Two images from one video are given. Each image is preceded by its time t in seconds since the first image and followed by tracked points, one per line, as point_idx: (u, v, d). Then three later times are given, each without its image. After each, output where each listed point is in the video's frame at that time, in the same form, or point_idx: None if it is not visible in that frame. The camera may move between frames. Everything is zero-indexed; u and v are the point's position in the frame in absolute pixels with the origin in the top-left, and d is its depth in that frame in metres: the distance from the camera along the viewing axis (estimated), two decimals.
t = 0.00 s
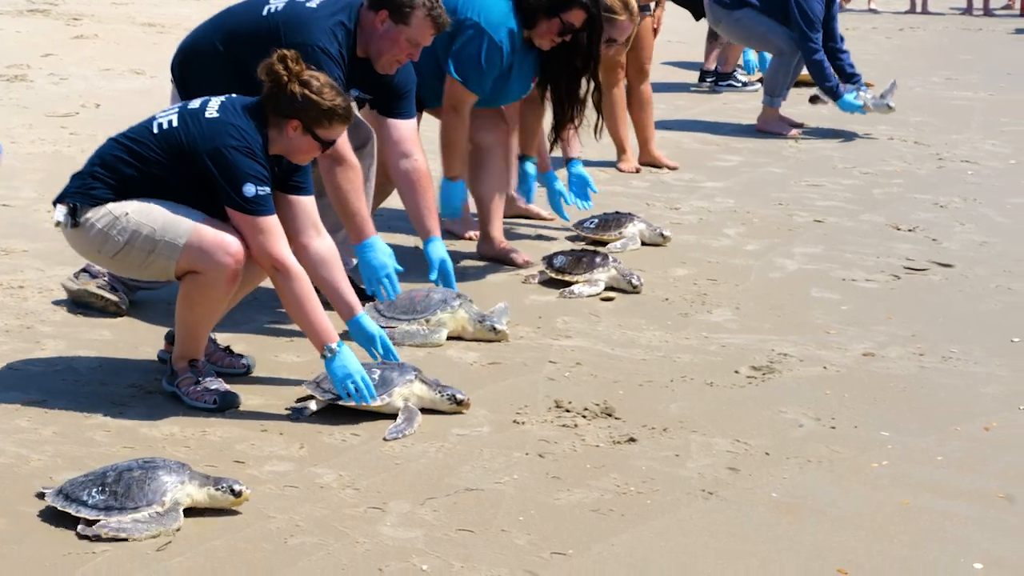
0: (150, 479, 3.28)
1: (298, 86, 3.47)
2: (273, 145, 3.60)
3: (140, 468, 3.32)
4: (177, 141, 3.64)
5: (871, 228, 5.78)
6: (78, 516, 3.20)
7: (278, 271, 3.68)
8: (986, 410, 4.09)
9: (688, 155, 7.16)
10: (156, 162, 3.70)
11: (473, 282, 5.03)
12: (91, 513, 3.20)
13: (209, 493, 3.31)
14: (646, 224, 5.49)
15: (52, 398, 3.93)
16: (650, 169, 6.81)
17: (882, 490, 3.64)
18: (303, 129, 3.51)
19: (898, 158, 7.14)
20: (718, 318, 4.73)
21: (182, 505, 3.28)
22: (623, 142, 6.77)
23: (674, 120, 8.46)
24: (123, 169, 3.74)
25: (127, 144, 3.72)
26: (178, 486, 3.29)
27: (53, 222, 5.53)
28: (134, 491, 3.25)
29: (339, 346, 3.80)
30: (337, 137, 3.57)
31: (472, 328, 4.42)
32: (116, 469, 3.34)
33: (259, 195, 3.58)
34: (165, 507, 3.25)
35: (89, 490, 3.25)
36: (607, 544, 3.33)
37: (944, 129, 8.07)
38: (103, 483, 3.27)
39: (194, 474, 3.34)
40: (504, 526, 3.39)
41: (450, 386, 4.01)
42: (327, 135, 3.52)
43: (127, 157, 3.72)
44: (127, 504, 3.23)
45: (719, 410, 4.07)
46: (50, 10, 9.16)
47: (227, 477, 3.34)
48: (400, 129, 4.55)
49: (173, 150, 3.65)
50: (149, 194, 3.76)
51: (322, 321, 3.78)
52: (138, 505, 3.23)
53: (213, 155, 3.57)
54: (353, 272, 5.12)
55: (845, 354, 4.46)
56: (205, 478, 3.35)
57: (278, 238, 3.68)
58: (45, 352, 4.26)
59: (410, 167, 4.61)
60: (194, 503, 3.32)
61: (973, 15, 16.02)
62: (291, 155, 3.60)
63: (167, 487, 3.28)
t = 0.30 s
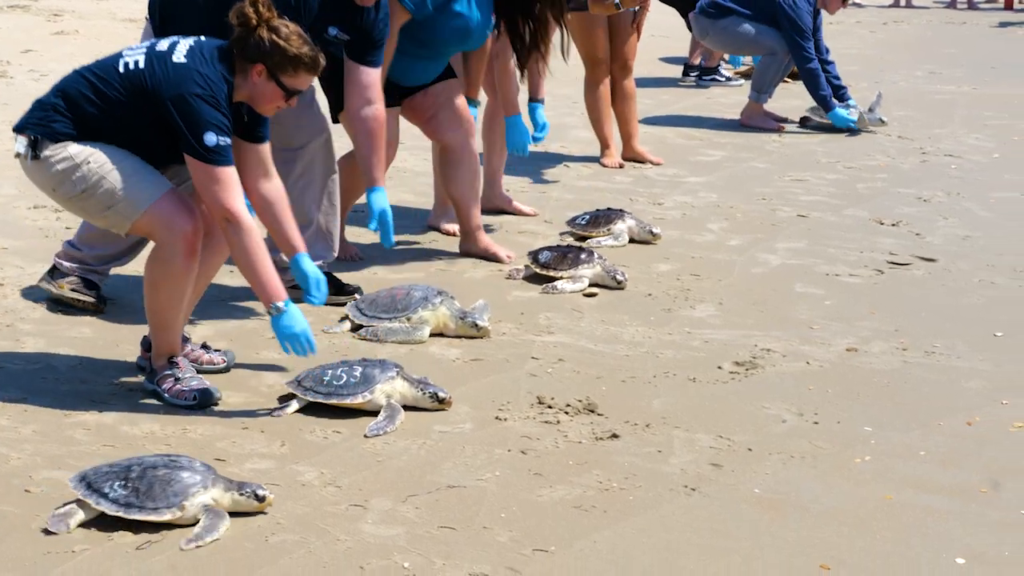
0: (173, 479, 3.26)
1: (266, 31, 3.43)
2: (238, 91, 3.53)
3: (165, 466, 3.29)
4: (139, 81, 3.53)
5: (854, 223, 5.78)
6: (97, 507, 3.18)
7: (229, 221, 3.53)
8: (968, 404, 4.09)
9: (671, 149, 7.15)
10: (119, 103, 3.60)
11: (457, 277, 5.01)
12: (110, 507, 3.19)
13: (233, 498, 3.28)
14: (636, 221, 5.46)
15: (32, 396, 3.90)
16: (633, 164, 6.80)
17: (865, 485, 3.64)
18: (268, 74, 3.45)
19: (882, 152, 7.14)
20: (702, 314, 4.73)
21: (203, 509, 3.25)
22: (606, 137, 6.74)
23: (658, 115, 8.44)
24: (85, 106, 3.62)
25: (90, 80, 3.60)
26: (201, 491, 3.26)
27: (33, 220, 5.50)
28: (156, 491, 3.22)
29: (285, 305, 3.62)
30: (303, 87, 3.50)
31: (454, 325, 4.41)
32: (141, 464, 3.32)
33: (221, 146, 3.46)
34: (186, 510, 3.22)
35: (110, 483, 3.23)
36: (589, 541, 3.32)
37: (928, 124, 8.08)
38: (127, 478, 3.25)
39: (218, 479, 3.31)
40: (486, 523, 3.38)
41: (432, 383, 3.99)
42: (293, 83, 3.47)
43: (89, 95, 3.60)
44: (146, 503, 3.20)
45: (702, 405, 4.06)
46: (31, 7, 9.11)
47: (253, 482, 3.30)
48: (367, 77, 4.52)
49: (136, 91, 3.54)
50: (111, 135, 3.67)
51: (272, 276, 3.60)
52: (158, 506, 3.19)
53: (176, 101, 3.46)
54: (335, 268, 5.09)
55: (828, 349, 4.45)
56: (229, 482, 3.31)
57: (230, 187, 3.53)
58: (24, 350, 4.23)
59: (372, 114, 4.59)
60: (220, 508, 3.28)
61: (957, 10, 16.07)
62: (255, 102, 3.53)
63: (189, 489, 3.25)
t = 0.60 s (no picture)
0: (212, 472, 3.30)
1: None
2: (198, 19, 3.44)
3: (202, 462, 3.33)
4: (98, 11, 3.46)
5: (840, 219, 5.79)
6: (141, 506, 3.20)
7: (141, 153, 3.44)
8: (953, 400, 4.10)
9: (657, 147, 7.16)
10: (78, 37, 3.52)
11: (444, 276, 5.01)
12: (153, 503, 3.21)
13: (269, 489, 3.32)
14: (629, 221, 5.43)
15: (17, 398, 3.89)
16: (620, 162, 6.81)
17: (851, 481, 3.65)
18: None
19: (869, 149, 7.16)
20: (688, 311, 4.74)
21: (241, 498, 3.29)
22: (592, 136, 6.76)
23: (645, 113, 8.45)
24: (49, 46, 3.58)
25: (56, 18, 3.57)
26: (240, 479, 3.30)
27: (19, 222, 5.49)
28: (196, 483, 3.26)
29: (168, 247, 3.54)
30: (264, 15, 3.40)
31: (442, 324, 4.42)
32: (177, 464, 3.36)
33: (164, 76, 3.35)
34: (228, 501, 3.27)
35: (150, 482, 3.26)
36: (576, 539, 3.32)
37: (915, 120, 8.09)
38: (165, 475, 3.28)
39: (257, 471, 3.36)
40: (473, 522, 3.38)
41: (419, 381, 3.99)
42: (254, 10, 3.36)
43: (53, 35, 3.56)
44: (189, 495, 3.23)
45: (689, 403, 4.06)
46: (17, 10, 9.10)
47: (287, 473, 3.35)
48: (319, 25, 4.44)
49: (96, 24, 3.47)
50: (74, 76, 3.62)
51: (166, 217, 3.52)
52: (201, 497, 3.24)
53: (132, 27, 3.38)
54: (321, 267, 5.09)
55: (814, 346, 4.46)
56: (267, 475, 3.36)
57: (160, 125, 3.44)
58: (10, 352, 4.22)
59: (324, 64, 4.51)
60: (258, 501, 3.32)
61: (942, 6, 16.12)
62: (217, 30, 3.44)
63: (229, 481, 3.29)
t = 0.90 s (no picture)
0: (230, 481, 3.28)
1: None
2: None
3: (221, 469, 3.32)
4: None
5: (828, 216, 5.80)
6: (156, 514, 3.24)
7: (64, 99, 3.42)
8: (941, 396, 4.11)
9: (646, 146, 7.17)
10: (19, 8, 3.51)
11: (432, 275, 5.01)
12: (170, 512, 3.24)
13: (290, 496, 3.30)
14: (627, 219, 5.45)
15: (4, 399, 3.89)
16: (608, 161, 6.81)
17: (839, 478, 3.65)
18: None
19: (858, 146, 7.18)
20: (677, 309, 4.74)
21: (260, 506, 3.27)
22: (580, 134, 6.78)
23: (634, 112, 8.46)
24: None
25: None
26: (257, 490, 3.28)
27: (7, 224, 5.49)
28: (212, 493, 3.25)
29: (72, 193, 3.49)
30: None
31: (430, 323, 4.42)
32: (200, 467, 3.37)
33: (98, 23, 3.36)
34: (242, 509, 3.25)
35: (171, 489, 3.28)
36: (564, 538, 3.33)
37: (903, 117, 8.11)
38: (185, 483, 3.29)
39: (277, 477, 3.33)
40: (461, 522, 3.39)
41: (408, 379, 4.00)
42: None
43: None
44: (204, 506, 3.23)
45: (677, 400, 4.07)
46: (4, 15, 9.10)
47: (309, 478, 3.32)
48: None
49: None
50: (20, 56, 3.58)
51: (81, 163, 3.49)
52: (215, 508, 3.23)
53: None
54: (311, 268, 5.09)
55: (802, 343, 4.47)
56: (289, 480, 3.33)
57: (91, 76, 3.44)
58: None
59: None
60: (279, 504, 3.30)
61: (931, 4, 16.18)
62: None
63: (246, 490, 3.27)
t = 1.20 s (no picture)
0: (254, 480, 3.29)
1: None
2: None
3: (244, 470, 3.33)
4: None
5: (818, 214, 5.80)
6: (182, 517, 3.22)
7: None
8: (929, 392, 4.12)
9: (634, 145, 7.18)
10: None
11: (421, 275, 5.02)
12: (195, 513, 3.22)
13: (315, 496, 3.33)
14: (629, 220, 5.42)
15: None
16: (598, 161, 6.82)
17: (828, 474, 3.65)
18: None
19: (847, 143, 7.19)
20: (666, 308, 4.75)
21: (284, 506, 3.30)
22: (570, 133, 6.77)
23: (623, 111, 8.46)
24: None
25: None
26: (283, 490, 3.30)
27: None
28: (238, 492, 3.26)
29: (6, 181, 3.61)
30: None
31: (419, 323, 4.43)
32: (222, 471, 3.36)
33: None
34: (268, 509, 3.27)
35: (194, 491, 3.27)
36: (552, 536, 3.33)
37: (892, 114, 8.11)
38: (208, 484, 3.28)
39: (300, 477, 3.35)
40: (450, 520, 3.39)
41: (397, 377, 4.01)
42: None
43: None
44: (230, 505, 3.23)
45: (666, 398, 4.08)
46: None
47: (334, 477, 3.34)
48: None
49: None
50: None
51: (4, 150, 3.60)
52: (240, 507, 3.23)
53: None
54: (300, 269, 5.10)
55: (792, 340, 4.48)
56: (311, 480, 3.36)
57: None
58: None
59: None
60: (301, 504, 3.33)
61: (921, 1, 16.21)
62: None
63: (271, 489, 3.29)
